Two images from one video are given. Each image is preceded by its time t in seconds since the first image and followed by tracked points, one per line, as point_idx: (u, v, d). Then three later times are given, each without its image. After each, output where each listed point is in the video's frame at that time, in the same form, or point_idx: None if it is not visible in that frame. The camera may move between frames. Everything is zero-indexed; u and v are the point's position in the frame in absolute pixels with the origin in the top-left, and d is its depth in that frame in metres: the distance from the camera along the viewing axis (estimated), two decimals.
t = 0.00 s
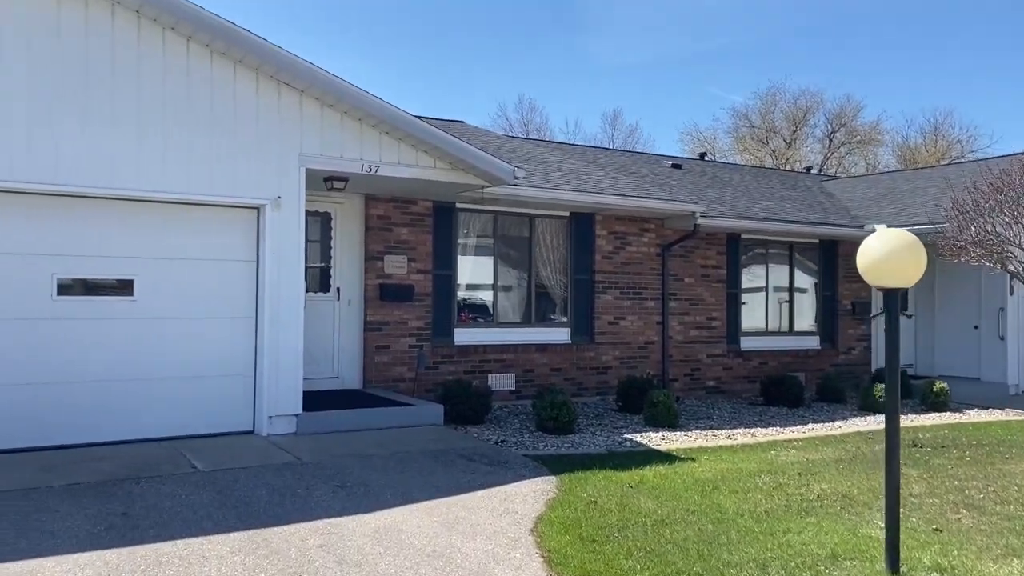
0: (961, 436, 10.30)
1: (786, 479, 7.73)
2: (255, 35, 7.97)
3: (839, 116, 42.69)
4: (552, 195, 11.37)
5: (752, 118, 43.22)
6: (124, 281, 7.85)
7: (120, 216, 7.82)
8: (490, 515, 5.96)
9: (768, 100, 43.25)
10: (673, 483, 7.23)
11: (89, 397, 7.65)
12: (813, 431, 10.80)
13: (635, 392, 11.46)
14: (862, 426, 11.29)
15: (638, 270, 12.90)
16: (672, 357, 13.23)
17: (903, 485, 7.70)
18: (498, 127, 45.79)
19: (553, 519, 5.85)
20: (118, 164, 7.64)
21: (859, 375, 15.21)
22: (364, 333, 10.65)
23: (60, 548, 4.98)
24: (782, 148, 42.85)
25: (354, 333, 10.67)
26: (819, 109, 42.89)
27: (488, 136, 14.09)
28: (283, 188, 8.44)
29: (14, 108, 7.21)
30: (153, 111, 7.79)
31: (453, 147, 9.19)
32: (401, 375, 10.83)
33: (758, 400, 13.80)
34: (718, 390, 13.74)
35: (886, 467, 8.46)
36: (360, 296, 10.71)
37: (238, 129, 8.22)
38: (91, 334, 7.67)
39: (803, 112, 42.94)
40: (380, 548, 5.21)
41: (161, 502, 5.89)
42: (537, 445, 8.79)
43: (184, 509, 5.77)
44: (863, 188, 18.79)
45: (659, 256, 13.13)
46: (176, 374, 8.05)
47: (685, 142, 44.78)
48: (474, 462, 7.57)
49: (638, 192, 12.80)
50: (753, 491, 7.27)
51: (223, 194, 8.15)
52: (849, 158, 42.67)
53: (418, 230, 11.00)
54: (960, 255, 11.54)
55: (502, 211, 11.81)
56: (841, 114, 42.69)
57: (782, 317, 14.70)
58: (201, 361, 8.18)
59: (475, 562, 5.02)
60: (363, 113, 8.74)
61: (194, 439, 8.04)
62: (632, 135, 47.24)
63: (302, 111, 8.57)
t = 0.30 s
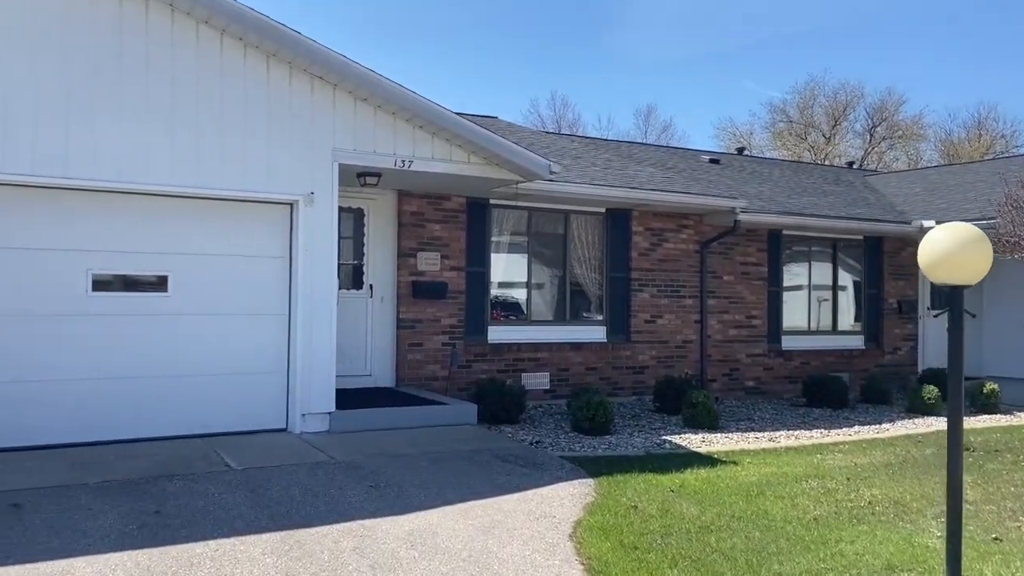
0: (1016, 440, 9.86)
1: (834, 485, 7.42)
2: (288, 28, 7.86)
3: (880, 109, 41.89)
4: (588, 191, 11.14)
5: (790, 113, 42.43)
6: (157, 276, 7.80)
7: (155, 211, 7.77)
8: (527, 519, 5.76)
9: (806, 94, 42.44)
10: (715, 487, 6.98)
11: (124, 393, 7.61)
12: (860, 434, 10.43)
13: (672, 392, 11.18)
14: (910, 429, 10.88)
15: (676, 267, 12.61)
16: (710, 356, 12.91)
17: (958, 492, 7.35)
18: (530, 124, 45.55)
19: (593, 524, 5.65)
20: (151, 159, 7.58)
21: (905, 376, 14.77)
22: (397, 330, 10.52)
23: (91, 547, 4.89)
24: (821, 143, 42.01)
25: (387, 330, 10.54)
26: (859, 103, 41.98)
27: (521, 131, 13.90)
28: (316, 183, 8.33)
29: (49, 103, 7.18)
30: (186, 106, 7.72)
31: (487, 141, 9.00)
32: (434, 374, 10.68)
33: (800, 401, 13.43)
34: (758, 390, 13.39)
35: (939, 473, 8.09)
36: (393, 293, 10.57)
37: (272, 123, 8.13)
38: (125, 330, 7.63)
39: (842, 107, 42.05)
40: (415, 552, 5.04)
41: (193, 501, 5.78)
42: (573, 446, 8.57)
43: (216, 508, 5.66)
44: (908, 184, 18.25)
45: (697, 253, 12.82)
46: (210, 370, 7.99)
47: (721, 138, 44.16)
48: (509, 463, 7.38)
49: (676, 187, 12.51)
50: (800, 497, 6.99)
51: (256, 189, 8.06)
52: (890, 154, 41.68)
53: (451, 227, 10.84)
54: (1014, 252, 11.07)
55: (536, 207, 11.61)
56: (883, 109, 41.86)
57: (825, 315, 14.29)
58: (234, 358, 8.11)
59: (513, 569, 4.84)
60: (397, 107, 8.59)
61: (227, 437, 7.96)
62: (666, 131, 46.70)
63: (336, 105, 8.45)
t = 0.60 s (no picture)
0: None
1: (882, 492, 7.12)
2: (317, 20, 7.69)
3: (916, 104, 40.98)
4: (621, 186, 10.88)
5: (823, 108, 41.66)
6: (185, 273, 7.70)
7: (183, 207, 7.67)
8: (562, 526, 5.55)
9: (839, 88, 41.65)
10: (758, 493, 6.72)
11: (152, 391, 7.52)
12: (904, 438, 10.07)
13: (708, 392, 10.89)
14: (956, 433, 10.50)
15: (711, 265, 12.30)
16: (746, 356, 12.59)
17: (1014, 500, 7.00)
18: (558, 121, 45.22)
19: (632, 531, 5.45)
20: (180, 155, 7.48)
21: (947, 377, 14.32)
22: (427, 328, 10.35)
23: (116, 551, 4.76)
24: (854, 139, 41.20)
25: (417, 328, 10.37)
26: (894, 98, 41.13)
27: (552, 126, 13.65)
28: (345, 178, 8.18)
29: (77, 99, 7.10)
30: (215, 101, 7.61)
31: (519, 135, 8.78)
32: (464, 373, 10.49)
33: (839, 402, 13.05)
34: (795, 391, 13.03)
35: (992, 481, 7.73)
36: (423, 290, 10.40)
37: (300, 117, 7.98)
38: (152, 328, 7.54)
39: (876, 102, 41.21)
40: (447, 560, 4.86)
41: (220, 503, 5.64)
42: (607, 448, 8.33)
43: (244, 511, 5.51)
44: (948, 179, 17.73)
45: (733, 249, 12.50)
46: (237, 369, 7.87)
47: (752, 133, 43.50)
48: (543, 465, 7.16)
49: (711, 183, 12.21)
50: (847, 504, 6.70)
51: (285, 185, 7.93)
52: (925, 149, 40.78)
53: (481, 223, 10.65)
54: None
55: (568, 203, 11.37)
56: (918, 104, 40.97)
57: (865, 314, 13.89)
58: (262, 356, 7.98)
59: None
60: (427, 100, 8.40)
61: (256, 436, 7.84)
62: (695, 127, 46.12)
63: (365, 99, 8.28)
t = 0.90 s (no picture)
0: None
1: (923, 499, 6.83)
2: (337, 13, 7.51)
3: (944, 98, 40.21)
4: (648, 182, 10.63)
5: (849, 103, 40.97)
6: (204, 272, 7.58)
7: (203, 205, 7.55)
8: (591, 535, 5.34)
9: (866, 83, 40.94)
10: (794, 500, 6.47)
11: (171, 392, 7.40)
12: (942, 441, 9.73)
13: (737, 393, 10.60)
14: (996, 436, 10.14)
15: (740, 262, 12.01)
16: (776, 356, 12.28)
17: None
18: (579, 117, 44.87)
19: (665, 541, 5.25)
20: (199, 152, 7.36)
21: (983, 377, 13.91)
22: (449, 327, 10.16)
23: (131, 559, 4.62)
24: (881, 134, 40.48)
25: (439, 327, 10.19)
26: (922, 92, 40.38)
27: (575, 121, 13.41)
28: (367, 174, 8.01)
29: (95, 95, 7.00)
30: (234, 97, 7.47)
31: (544, 130, 8.56)
32: (487, 373, 10.30)
33: (872, 403, 12.70)
34: (826, 392, 12.70)
35: None
36: (445, 288, 10.22)
37: (320, 112, 7.82)
38: (171, 327, 7.43)
39: (903, 96, 40.47)
40: (472, 571, 4.67)
41: (239, 508, 5.50)
42: (635, 451, 8.10)
43: (263, 517, 5.37)
44: (983, 175, 17.25)
45: (762, 247, 12.20)
46: (257, 369, 7.73)
47: (776, 129, 42.91)
48: (569, 470, 6.95)
49: (740, 179, 11.91)
50: (888, 512, 6.43)
51: (305, 182, 7.78)
52: (954, 144, 39.99)
53: (505, 220, 10.44)
54: None
55: (593, 200, 11.14)
56: (947, 98, 40.19)
57: (897, 313, 13.53)
58: (283, 356, 7.85)
59: None
60: (450, 94, 8.20)
61: (277, 438, 7.71)
62: (718, 123, 45.58)
63: (386, 93, 8.10)
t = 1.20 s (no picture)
0: None
1: (956, 503, 6.53)
2: None
3: (964, 93, 39.61)
4: (666, 174, 10.36)
5: (866, 98, 40.41)
6: (211, 267, 7.39)
7: (210, 198, 7.37)
8: (610, 540, 5.11)
9: (884, 78, 40.37)
10: (821, 504, 6.20)
11: (177, 390, 7.23)
12: (971, 442, 9.40)
13: (757, 392, 10.32)
14: None
15: (759, 257, 11.72)
16: (797, 353, 11.98)
17: None
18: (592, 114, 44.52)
19: (687, 546, 5.01)
20: (205, 143, 7.17)
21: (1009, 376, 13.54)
22: (462, 324, 9.94)
23: (129, 565, 4.43)
24: (899, 129, 39.91)
25: (452, 323, 9.97)
26: (941, 87, 39.78)
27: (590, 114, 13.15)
28: (377, 166, 7.80)
29: (99, 85, 6.82)
30: (241, 86, 7.27)
31: (559, 121, 8.30)
32: (501, 370, 10.07)
33: (895, 402, 12.37)
34: (848, 390, 12.39)
35: None
36: (458, 284, 10.00)
37: (330, 103, 7.62)
38: (177, 323, 7.25)
39: (922, 91, 39.89)
40: None
41: (244, 511, 5.31)
42: (653, 451, 7.84)
43: (268, 520, 5.17)
44: (1007, 169, 16.85)
45: (782, 241, 11.90)
46: (266, 366, 7.54)
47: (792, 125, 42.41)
48: (586, 471, 6.70)
49: (760, 172, 11.62)
50: (920, 516, 6.14)
51: (314, 174, 7.57)
52: (974, 139, 39.37)
53: (519, 214, 10.21)
54: None
55: (609, 193, 10.88)
56: (966, 93, 39.58)
57: (920, 310, 13.23)
58: (292, 353, 7.65)
59: None
60: (462, 84, 7.96)
61: (285, 437, 7.52)
62: (732, 119, 45.11)
63: (397, 83, 7.88)
